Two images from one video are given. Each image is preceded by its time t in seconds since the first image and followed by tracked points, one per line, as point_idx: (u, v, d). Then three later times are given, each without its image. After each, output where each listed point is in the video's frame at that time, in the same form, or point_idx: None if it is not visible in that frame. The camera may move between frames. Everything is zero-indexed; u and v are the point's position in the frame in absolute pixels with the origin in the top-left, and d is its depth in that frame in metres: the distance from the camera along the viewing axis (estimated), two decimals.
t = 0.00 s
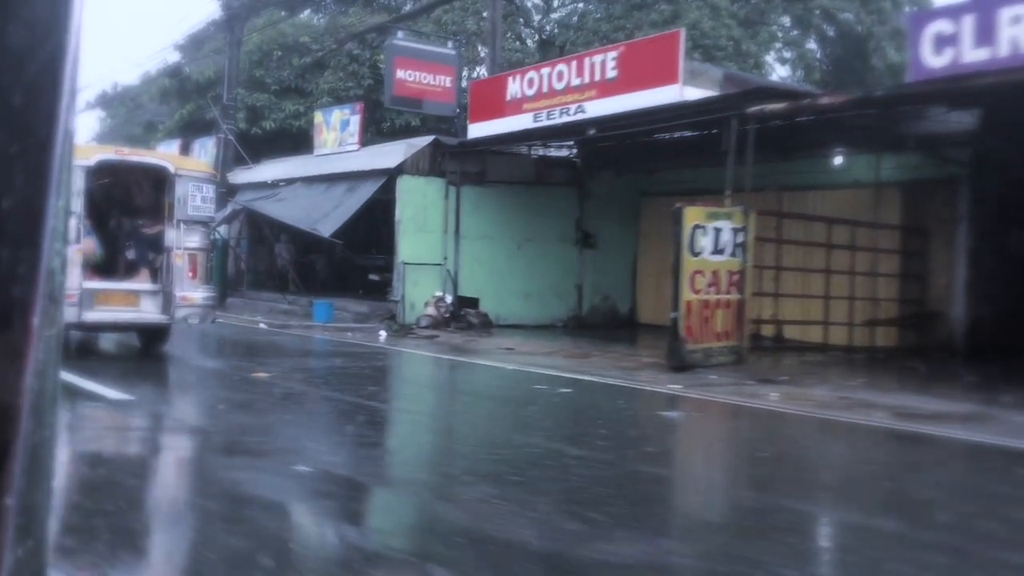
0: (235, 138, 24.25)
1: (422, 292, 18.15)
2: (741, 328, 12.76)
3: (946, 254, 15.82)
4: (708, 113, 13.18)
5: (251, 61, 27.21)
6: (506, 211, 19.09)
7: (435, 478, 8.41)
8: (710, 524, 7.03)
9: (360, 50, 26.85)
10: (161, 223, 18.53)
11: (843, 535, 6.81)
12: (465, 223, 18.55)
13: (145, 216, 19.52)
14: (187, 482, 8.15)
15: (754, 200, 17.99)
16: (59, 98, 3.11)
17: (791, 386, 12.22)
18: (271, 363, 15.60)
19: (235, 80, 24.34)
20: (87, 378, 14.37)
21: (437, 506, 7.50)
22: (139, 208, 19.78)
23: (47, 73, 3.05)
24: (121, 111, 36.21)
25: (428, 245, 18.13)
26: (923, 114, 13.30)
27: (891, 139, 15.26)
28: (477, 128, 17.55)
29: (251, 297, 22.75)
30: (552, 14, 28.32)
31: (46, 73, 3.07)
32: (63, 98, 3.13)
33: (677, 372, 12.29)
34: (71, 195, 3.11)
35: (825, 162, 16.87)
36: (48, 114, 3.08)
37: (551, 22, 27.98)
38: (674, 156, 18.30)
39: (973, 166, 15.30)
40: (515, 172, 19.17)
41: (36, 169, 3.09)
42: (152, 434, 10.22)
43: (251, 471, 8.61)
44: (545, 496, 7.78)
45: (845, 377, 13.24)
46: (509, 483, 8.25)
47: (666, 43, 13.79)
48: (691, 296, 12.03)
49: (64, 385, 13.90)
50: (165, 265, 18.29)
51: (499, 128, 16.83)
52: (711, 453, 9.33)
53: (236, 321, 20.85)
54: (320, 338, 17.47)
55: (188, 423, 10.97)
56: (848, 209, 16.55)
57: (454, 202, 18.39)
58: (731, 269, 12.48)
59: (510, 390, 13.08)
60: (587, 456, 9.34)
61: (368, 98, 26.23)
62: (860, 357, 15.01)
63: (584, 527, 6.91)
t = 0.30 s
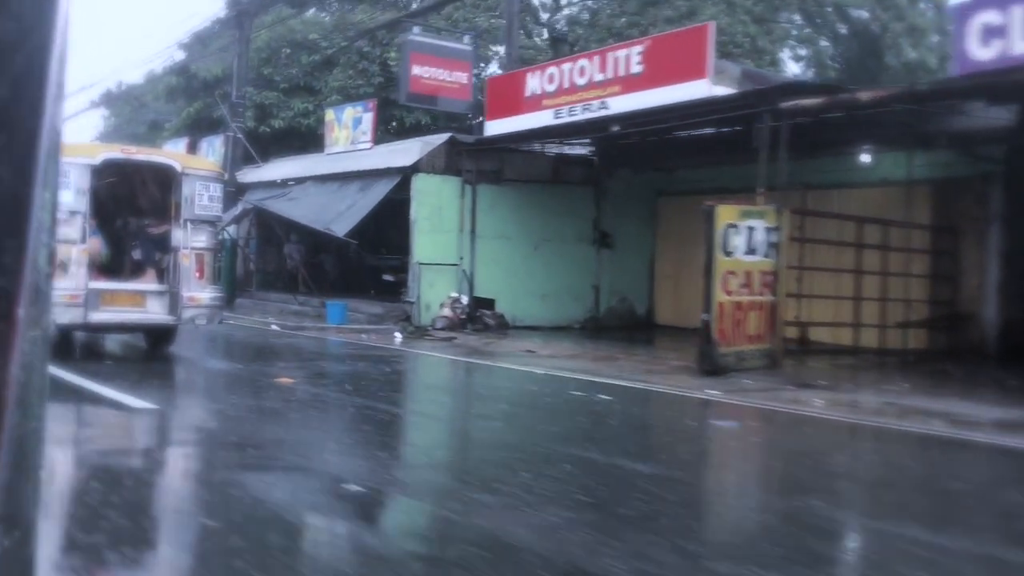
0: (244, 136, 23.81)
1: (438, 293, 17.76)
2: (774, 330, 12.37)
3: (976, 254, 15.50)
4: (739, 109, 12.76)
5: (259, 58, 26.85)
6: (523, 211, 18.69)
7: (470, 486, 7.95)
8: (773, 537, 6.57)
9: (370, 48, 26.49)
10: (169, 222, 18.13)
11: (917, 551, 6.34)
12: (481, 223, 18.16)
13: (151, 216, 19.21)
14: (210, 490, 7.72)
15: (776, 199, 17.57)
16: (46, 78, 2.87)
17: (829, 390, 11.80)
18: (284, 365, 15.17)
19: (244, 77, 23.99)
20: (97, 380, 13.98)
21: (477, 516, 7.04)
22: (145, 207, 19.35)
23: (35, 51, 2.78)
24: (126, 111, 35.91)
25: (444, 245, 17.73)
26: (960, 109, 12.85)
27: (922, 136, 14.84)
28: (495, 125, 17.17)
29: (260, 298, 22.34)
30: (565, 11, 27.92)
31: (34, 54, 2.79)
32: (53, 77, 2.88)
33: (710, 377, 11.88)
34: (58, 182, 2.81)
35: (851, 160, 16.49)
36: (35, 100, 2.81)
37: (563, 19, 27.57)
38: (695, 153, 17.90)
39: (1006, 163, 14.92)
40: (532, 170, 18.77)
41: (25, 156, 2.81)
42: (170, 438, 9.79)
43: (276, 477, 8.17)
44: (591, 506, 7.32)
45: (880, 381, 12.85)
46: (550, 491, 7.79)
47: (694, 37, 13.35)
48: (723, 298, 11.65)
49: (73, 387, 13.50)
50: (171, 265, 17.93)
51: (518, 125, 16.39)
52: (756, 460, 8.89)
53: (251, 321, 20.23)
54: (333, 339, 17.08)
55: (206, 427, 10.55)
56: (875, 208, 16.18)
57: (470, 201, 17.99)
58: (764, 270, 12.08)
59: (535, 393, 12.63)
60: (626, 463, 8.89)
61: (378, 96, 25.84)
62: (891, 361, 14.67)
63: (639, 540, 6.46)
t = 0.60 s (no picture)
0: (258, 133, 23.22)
1: (463, 294, 17.17)
2: (828, 334, 11.77)
3: None
4: (790, 101, 12.14)
5: (273, 53, 26.06)
6: (550, 210, 18.08)
7: (523, 502, 7.31)
8: (881, 565, 5.85)
9: (385, 42, 25.92)
10: (180, 220, 17.56)
11: None
12: (507, 222, 17.54)
13: (163, 214, 18.57)
14: (244, 510, 7.08)
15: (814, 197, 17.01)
16: (12, 64, 3.06)
17: (891, 397, 11.15)
18: (306, 370, 14.59)
19: (257, 73, 23.43)
20: (112, 385, 13.42)
21: (536, 540, 6.38)
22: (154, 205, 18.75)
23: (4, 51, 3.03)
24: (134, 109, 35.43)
25: (469, 245, 17.12)
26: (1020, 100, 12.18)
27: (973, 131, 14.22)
28: (522, 120, 16.58)
29: (276, 299, 21.77)
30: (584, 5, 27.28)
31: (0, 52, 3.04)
32: (19, 63, 3.07)
33: (763, 383, 11.31)
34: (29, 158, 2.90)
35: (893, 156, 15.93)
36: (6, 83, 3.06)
37: (583, 14, 26.96)
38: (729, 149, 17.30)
39: None
40: (559, 168, 18.16)
41: None
42: (197, 450, 9.19)
43: (312, 493, 7.53)
44: (661, 525, 6.66)
45: (939, 386, 12.24)
46: (610, 510, 7.15)
47: (739, 26, 12.72)
48: (777, 300, 11.06)
49: (89, 393, 12.95)
50: (183, 265, 17.36)
51: (548, 120, 15.81)
52: (829, 473, 8.25)
53: (267, 323, 19.67)
54: (356, 342, 16.48)
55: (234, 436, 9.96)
56: (920, 206, 15.58)
57: (496, 199, 17.37)
58: (819, 270, 11.50)
59: (575, 398, 12.02)
60: (688, 477, 8.23)
61: (393, 91, 25.28)
62: (942, 365, 14.14)
63: (721, 568, 5.80)
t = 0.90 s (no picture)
0: (268, 131, 22.77)
1: (480, 296, 16.76)
2: (867, 338, 11.35)
3: None
4: (826, 96, 11.70)
5: (282, 50, 25.96)
6: (568, 209, 17.68)
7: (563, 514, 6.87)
8: None
9: (396, 39, 25.51)
10: (187, 221, 17.22)
11: None
12: (525, 222, 17.14)
13: (171, 214, 18.22)
14: (268, 523, 6.65)
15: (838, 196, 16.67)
16: None
17: (936, 403, 10.64)
18: (321, 372, 14.17)
19: (267, 70, 23.04)
20: (120, 389, 13.04)
21: (583, 558, 5.92)
22: (161, 204, 18.34)
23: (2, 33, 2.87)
24: (139, 107, 35.06)
25: (486, 245, 16.71)
26: None
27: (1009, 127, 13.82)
28: (542, 117, 16.17)
29: (286, 300, 21.35)
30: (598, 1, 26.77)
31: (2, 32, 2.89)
32: None
33: (801, 388, 10.89)
34: None
35: (925, 154, 15.56)
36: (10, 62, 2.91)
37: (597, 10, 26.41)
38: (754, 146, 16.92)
39: None
40: (578, 166, 17.74)
41: None
42: (215, 457, 8.78)
43: (332, 504, 7.08)
44: (707, 541, 6.20)
45: (984, 392, 11.75)
46: (656, 524, 6.71)
47: (772, 19, 12.28)
48: (816, 302, 10.67)
49: (98, 397, 12.56)
50: (191, 265, 16.98)
51: (569, 116, 15.41)
52: (885, 483, 7.82)
53: (279, 324, 19.24)
54: (371, 344, 16.08)
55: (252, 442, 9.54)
56: (952, 206, 15.18)
57: (514, 198, 16.96)
58: (858, 271, 11.08)
59: (602, 402, 11.59)
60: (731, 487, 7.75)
61: (404, 88, 24.87)
62: (979, 369, 13.69)
63: None
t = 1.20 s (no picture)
0: (280, 132, 22.54)
1: (499, 298, 16.38)
2: (909, 343, 10.99)
3: None
4: (864, 94, 11.35)
5: (291, 49, 25.63)
6: (587, 209, 17.28)
7: (613, 536, 6.49)
8: None
9: (407, 38, 25.11)
10: (198, 222, 16.88)
11: None
12: (544, 223, 16.75)
13: (180, 216, 17.83)
14: (304, 543, 6.28)
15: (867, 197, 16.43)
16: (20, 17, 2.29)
17: (985, 411, 10.24)
18: (339, 377, 13.80)
19: (277, 69, 22.71)
20: (132, 395, 12.71)
21: None
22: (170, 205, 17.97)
23: None
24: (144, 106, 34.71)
25: (505, 247, 16.32)
26: None
27: None
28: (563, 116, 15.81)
29: (298, 303, 20.99)
30: None
31: None
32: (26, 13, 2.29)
33: (844, 395, 10.56)
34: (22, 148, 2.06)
35: (957, 153, 15.26)
36: None
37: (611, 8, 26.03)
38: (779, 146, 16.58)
39: None
40: (598, 166, 17.36)
41: None
42: (239, 468, 8.41)
43: (363, 524, 6.71)
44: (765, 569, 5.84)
45: None
46: (714, 546, 6.32)
47: (807, 14, 11.92)
48: (858, 306, 10.32)
49: (112, 403, 12.19)
50: (201, 268, 16.63)
51: (592, 115, 15.02)
52: (944, 498, 7.45)
53: (291, 327, 18.91)
54: (387, 348, 15.73)
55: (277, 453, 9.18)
56: (988, 206, 14.88)
57: (533, 199, 16.57)
58: (900, 274, 10.72)
59: (634, 409, 11.21)
60: (779, 505, 7.37)
61: (416, 88, 24.55)
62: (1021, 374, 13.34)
63: None
